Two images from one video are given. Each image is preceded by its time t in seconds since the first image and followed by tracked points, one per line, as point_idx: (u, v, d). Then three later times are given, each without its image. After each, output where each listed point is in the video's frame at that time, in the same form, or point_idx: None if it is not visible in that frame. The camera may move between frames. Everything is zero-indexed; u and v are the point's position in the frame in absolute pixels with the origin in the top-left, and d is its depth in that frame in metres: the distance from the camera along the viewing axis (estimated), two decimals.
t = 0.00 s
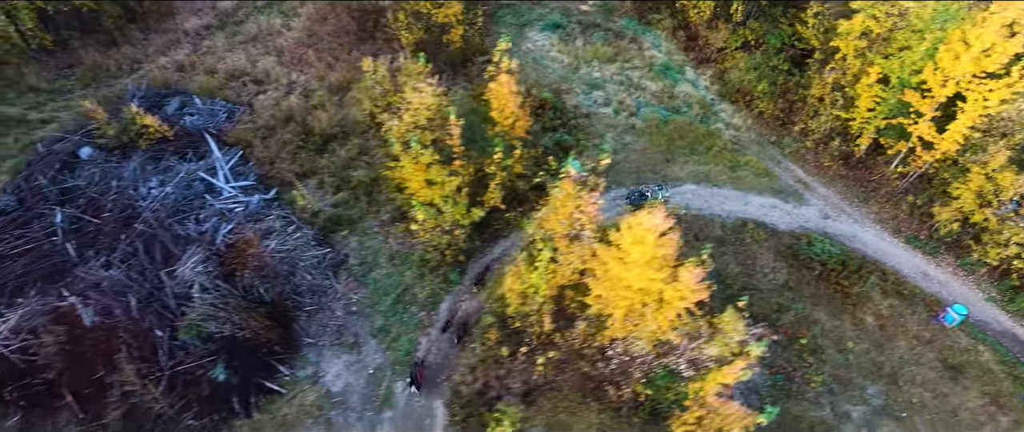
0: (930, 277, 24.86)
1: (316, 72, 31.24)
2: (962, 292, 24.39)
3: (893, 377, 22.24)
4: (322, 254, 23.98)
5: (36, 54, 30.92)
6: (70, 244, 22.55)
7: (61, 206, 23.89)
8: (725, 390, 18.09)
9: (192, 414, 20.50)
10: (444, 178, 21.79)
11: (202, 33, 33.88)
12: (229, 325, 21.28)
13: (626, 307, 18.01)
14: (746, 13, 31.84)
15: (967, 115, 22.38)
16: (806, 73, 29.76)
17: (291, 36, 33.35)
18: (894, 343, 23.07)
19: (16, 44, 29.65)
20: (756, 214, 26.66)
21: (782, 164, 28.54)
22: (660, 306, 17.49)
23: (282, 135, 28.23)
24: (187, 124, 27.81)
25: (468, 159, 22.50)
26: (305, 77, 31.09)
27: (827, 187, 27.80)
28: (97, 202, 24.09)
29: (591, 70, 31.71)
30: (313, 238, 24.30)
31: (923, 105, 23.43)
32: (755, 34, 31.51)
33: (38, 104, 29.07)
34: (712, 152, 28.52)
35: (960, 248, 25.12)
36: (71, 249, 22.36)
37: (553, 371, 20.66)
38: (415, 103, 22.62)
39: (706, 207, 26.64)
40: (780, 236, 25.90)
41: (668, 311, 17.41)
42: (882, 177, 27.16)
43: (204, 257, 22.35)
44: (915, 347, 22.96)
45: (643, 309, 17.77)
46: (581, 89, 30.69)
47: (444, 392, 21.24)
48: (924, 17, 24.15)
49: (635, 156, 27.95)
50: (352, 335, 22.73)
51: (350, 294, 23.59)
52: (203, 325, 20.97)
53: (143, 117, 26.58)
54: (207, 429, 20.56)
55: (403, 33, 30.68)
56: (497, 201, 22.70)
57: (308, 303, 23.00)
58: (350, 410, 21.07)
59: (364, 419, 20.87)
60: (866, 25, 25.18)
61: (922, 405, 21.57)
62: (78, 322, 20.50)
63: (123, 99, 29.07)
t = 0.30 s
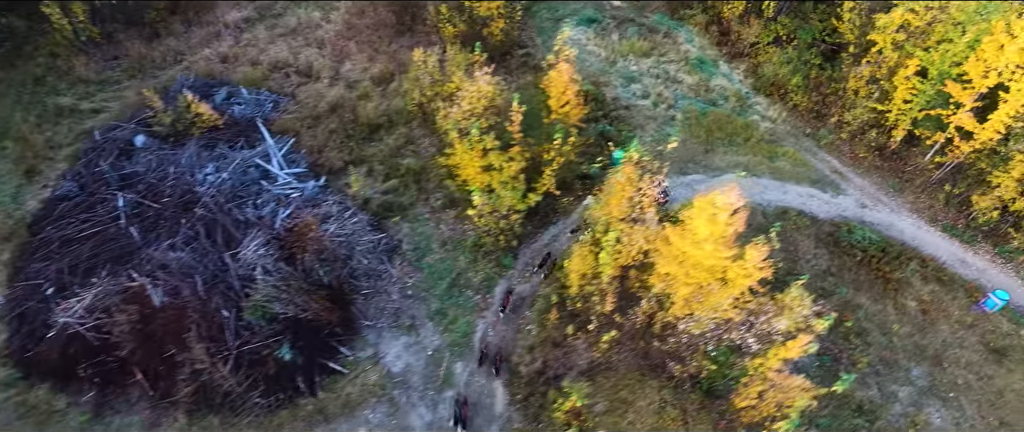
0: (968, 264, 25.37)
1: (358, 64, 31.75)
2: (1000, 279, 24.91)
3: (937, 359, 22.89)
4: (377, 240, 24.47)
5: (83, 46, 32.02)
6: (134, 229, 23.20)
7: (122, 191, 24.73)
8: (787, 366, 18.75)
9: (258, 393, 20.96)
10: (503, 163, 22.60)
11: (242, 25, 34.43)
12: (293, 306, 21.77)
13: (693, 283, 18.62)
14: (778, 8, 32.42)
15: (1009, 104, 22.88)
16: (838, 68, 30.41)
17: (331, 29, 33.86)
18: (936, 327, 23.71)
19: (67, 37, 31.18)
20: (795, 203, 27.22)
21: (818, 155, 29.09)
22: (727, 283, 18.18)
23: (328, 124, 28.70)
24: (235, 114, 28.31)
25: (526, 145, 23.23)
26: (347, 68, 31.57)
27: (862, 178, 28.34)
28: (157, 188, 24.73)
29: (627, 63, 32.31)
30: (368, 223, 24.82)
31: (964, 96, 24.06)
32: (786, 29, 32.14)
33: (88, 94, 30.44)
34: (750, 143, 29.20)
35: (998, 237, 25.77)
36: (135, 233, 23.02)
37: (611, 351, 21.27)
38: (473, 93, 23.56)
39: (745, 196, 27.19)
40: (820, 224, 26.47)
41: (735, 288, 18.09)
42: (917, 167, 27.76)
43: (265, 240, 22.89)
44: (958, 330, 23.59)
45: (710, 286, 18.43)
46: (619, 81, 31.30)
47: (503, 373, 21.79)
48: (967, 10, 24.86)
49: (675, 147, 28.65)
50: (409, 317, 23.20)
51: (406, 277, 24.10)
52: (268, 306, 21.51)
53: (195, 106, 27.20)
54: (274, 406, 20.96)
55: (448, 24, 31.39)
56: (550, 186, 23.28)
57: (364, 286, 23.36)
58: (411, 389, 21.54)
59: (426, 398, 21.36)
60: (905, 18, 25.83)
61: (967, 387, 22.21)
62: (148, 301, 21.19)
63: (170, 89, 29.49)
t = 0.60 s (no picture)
0: (1006, 249, 26.08)
1: (406, 53, 32.59)
2: None
3: (979, 337, 23.72)
4: (437, 219, 25.26)
5: (138, 35, 33.21)
6: (204, 206, 24.02)
7: (188, 171, 25.58)
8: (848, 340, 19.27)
9: (330, 363, 21.67)
10: (563, 144, 23.76)
11: (289, 15, 35.33)
12: (361, 280, 22.50)
13: (757, 256, 19.45)
14: (812, 3, 32.99)
15: None
16: (871, 62, 31.08)
17: (376, 19, 34.70)
18: (977, 308, 24.54)
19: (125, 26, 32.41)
20: (835, 190, 27.89)
21: (854, 144, 29.70)
22: (791, 255, 18.90)
23: (380, 109, 29.49)
24: (290, 99, 29.10)
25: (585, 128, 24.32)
26: (395, 57, 32.38)
27: (898, 167, 28.89)
28: (220, 167, 25.43)
29: (666, 55, 33.18)
30: (427, 203, 25.61)
31: (1004, 85, 24.78)
32: (821, 23, 32.68)
33: (144, 80, 31.63)
34: (789, 132, 29.85)
35: None
36: (205, 210, 23.87)
37: (673, 324, 22.07)
38: (535, 78, 24.92)
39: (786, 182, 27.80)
40: (860, 210, 27.20)
41: (799, 259, 18.80)
42: (953, 156, 28.24)
43: (331, 217, 23.60)
44: (998, 311, 24.42)
45: (774, 258, 19.22)
46: (659, 72, 32.13)
47: (563, 346, 22.63)
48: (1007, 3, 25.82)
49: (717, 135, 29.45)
50: (470, 293, 24.00)
51: (464, 255, 24.89)
52: (339, 279, 22.17)
53: (256, 90, 27.98)
54: (346, 376, 21.68)
55: (495, 16, 32.38)
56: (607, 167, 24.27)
57: (426, 263, 24.09)
58: (476, 361, 22.34)
59: (491, 370, 22.16)
60: (945, 11, 26.82)
61: (1009, 363, 23.07)
62: (223, 274, 22.02)
63: (224, 75, 30.16)
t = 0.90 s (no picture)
0: None
1: (442, 42, 33.50)
2: None
3: (1006, 317, 24.55)
4: (481, 199, 26.15)
5: (182, 22, 34.24)
6: (257, 183, 24.82)
7: (240, 150, 26.47)
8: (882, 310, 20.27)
9: (383, 332, 22.46)
10: (608, 126, 24.90)
11: (326, 5, 36.30)
12: (412, 254, 23.34)
13: (799, 230, 20.21)
14: None
15: None
16: (895, 55, 31.70)
17: (411, 9, 35.67)
18: (1004, 289, 25.37)
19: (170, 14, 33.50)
20: (862, 177, 28.71)
21: (879, 133, 30.53)
22: (832, 229, 19.66)
23: (419, 95, 30.35)
24: (333, 83, 29.90)
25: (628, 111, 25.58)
26: (432, 45, 33.29)
27: (922, 155, 29.73)
28: (272, 147, 26.36)
29: (695, 47, 34.09)
30: (471, 183, 26.50)
31: None
32: (846, 17, 33.34)
33: (188, 66, 32.59)
34: (816, 121, 30.50)
35: None
36: (259, 187, 24.70)
37: (713, 297, 22.94)
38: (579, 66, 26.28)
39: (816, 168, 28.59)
40: (888, 195, 28.04)
41: (840, 233, 19.52)
42: (977, 145, 29.15)
43: (382, 194, 24.46)
44: None
45: (816, 232, 19.95)
46: (689, 63, 33.03)
47: (605, 319, 23.46)
48: None
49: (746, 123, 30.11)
50: (513, 269, 24.84)
51: (508, 234, 25.75)
52: (391, 252, 23.01)
53: (304, 74, 29.04)
54: (398, 345, 22.51)
55: (530, 7, 33.28)
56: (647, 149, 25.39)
57: (471, 240, 24.90)
58: (522, 333, 23.20)
59: (537, 341, 23.01)
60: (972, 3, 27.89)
61: None
62: (280, 246, 22.82)
63: (270, 59, 31.03)
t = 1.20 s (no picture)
0: None
1: (478, 31, 34.52)
2: None
3: None
4: (520, 177, 27.25)
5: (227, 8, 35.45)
6: (307, 157, 25.81)
7: (290, 126, 27.48)
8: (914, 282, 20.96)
9: (429, 299, 23.65)
10: (645, 108, 26.22)
11: None
12: (457, 226, 24.29)
13: (831, 208, 21.12)
14: None
15: None
16: (918, 50, 32.17)
17: None
18: None
19: None
20: (888, 166, 29.16)
21: (902, 124, 30.93)
22: (862, 206, 20.56)
23: (457, 79, 31.40)
24: (375, 67, 30.76)
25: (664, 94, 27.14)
26: (469, 34, 34.35)
27: (945, 146, 30.26)
28: (319, 123, 27.31)
29: (722, 40, 34.31)
30: (511, 163, 27.61)
31: None
32: (869, 13, 33.66)
33: (233, 49, 33.71)
34: (841, 112, 30.98)
35: None
36: (308, 161, 25.68)
37: (745, 272, 23.74)
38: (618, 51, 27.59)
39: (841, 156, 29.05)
40: (912, 183, 28.60)
41: (870, 209, 20.41)
42: (1000, 137, 29.80)
43: (427, 170, 25.44)
44: None
45: (847, 209, 20.88)
46: (715, 55, 33.26)
47: (641, 292, 24.39)
48: None
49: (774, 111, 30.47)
50: (552, 244, 25.86)
51: (546, 212, 26.77)
52: (438, 224, 24.06)
53: (348, 57, 30.20)
54: (444, 312, 23.71)
55: None
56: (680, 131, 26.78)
57: (511, 217, 25.96)
58: (561, 303, 24.28)
59: (575, 312, 24.05)
60: None
61: None
62: (332, 216, 23.82)
63: (315, 42, 32.28)
